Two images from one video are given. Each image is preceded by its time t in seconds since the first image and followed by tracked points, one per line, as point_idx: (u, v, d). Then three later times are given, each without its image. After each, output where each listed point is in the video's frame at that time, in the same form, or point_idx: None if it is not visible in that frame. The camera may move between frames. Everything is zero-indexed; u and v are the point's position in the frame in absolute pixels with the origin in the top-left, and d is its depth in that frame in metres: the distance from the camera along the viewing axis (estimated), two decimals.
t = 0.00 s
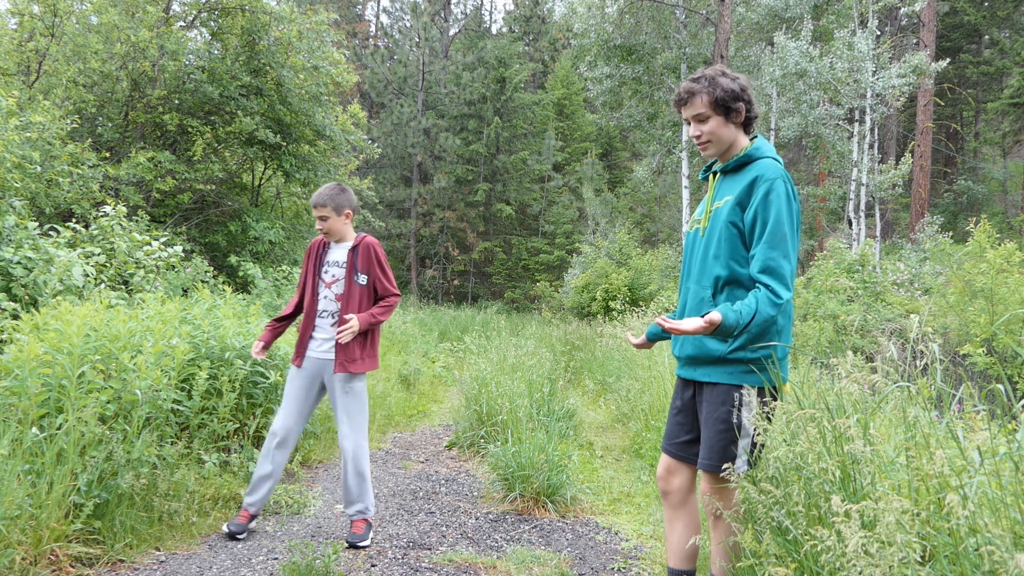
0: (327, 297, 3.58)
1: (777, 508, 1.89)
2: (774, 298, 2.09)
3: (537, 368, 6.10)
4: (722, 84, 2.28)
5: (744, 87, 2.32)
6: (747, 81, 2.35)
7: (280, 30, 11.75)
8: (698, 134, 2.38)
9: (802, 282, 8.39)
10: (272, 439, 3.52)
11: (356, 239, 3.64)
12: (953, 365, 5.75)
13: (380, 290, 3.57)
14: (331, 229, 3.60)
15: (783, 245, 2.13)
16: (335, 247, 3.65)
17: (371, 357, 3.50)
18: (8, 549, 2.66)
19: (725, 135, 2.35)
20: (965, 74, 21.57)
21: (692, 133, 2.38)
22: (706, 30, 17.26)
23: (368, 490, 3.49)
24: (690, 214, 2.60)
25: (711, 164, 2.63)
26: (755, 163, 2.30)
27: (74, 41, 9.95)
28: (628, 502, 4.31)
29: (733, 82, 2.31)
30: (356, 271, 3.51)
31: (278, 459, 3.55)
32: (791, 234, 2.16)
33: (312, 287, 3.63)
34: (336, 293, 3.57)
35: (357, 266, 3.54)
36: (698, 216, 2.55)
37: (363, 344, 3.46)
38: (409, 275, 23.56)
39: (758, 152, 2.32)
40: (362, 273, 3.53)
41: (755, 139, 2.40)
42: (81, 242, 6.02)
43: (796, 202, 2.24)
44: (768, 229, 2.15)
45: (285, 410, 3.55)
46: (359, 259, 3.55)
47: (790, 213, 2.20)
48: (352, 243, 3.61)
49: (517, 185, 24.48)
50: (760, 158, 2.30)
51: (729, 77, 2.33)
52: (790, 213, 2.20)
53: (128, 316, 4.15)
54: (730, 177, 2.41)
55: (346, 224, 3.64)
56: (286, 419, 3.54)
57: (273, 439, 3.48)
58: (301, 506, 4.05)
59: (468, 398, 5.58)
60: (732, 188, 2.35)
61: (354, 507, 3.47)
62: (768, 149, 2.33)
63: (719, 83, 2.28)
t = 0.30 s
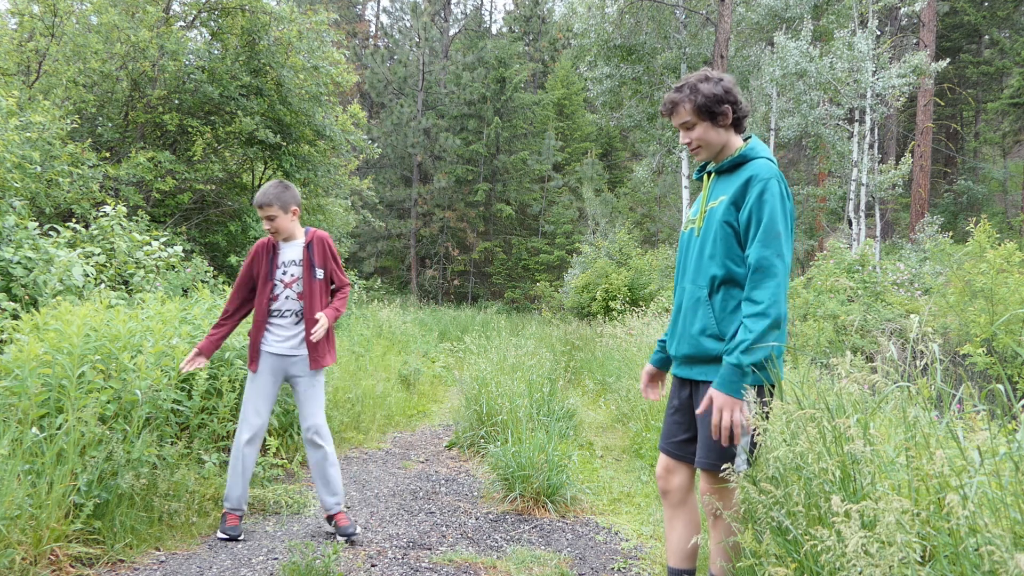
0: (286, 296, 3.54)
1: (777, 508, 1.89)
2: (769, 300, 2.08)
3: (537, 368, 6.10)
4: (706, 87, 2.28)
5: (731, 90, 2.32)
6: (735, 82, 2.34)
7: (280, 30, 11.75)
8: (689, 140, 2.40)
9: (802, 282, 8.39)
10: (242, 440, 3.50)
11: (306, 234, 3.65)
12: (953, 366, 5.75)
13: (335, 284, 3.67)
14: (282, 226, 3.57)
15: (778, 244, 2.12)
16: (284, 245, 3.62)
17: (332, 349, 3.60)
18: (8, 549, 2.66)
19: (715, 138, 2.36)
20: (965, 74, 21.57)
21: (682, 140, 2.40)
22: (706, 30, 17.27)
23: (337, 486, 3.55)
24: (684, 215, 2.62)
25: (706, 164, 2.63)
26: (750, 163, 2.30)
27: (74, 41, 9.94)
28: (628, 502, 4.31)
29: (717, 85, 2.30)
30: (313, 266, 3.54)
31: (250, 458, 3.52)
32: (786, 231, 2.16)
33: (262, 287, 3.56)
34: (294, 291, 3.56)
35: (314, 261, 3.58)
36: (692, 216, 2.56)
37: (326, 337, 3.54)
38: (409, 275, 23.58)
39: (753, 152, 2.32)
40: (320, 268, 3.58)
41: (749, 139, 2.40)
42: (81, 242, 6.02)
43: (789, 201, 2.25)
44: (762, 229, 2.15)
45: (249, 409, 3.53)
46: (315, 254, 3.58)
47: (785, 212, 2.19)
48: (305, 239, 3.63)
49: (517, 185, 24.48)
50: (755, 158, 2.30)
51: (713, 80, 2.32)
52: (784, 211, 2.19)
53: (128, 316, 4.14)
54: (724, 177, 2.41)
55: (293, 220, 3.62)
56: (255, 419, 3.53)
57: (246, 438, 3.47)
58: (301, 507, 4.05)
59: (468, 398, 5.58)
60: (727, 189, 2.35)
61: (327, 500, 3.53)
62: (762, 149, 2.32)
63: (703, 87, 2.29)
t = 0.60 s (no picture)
0: (275, 288, 3.62)
1: (778, 508, 1.89)
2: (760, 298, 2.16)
3: (537, 368, 6.09)
4: (683, 92, 2.31)
5: (710, 92, 2.33)
6: (712, 84, 2.36)
7: (280, 30, 11.75)
8: (671, 144, 2.43)
9: (803, 282, 8.39)
10: (236, 437, 3.51)
11: (292, 229, 3.75)
12: (953, 366, 5.75)
13: (318, 278, 3.82)
14: (273, 220, 3.64)
15: (766, 243, 2.17)
16: (269, 239, 3.68)
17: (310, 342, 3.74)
18: (8, 549, 2.66)
19: (695, 142, 2.39)
20: (965, 74, 21.58)
21: (664, 145, 2.44)
22: (706, 31, 17.28)
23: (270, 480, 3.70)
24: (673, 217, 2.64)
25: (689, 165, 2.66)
26: (732, 164, 2.34)
27: (74, 41, 9.94)
28: (628, 502, 4.31)
29: (693, 90, 2.32)
30: (302, 259, 3.66)
31: (248, 456, 3.53)
32: (772, 232, 2.20)
33: (248, 279, 3.59)
34: (284, 285, 3.64)
35: (302, 255, 3.70)
36: (680, 217, 2.59)
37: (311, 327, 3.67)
38: (409, 275, 23.59)
39: (735, 153, 2.36)
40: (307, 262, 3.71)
41: (733, 140, 2.43)
42: (81, 242, 6.02)
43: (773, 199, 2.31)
44: (750, 227, 2.19)
45: (240, 406, 3.54)
46: (303, 248, 3.72)
47: (770, 211, 2.24)
48: (292, 233, 3.73)
49: (517, 185, 24.48)
50: (737, 159, 2.35)
51: (690, 84, 2.34)
52: (770, 211, 2.24)
53: (128, 316, 4.13)
54: (709, 179, 2.44)
55: (281, 215, 3.70)
56: (247, 417, 3.54)
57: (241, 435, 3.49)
58: (301, 506, 4.05)
59: (468, 398, 5.58)
60: (711, 190, 2.38)
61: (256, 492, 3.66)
62: (744, 150, 2.36)
63: (680, 93, 2.31)
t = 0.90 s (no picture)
0: (277, 287, 3.62)
1: (777, 508, 1.89)
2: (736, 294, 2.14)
3: (537, 368, 6.09)
4: (671, 94, 2.35)
5: (697, 94, 2.35)
6: (703, 87, 2.38)
7: (280, 30, 11.75)
8: (657, 144, 2.47)
9: (803, 282, 8.39)
10: (237, 436, 3.50)
11: (291, 229, 3.77)
12: (953, 366, 5.75)
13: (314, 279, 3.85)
14: (273, 218, 3.64)
15: (742, 241, 2.17)
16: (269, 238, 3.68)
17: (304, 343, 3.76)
18: (8, 549, 2.66)
19: (680, 143, 2.42)
20: (965, 74, 21.59)
21: (651, 144, 2.48)
22: (706, 30, 17.28)
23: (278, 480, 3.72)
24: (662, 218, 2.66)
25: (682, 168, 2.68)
26: (714, 163, 2.35)
27: (74, 41, 9.94)
28: (629, 502, 4.31)
29: (682, 92, 2.35)
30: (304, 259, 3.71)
31: (249, 456, 3.53)
32: (748, 230, 2.20)
33: (253, 277, 3.57)
34: (286, 284, 3.66)
35: (301, 255, 3.73)
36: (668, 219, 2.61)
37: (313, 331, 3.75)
38: (409, 275, 23.59)
39: (717, 153, 2.35)
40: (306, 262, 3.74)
41: (717, 141, 2.42)
42: (81, 242, 6.01)
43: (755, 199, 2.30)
44: (724, 225, 2.20)
45: (240, 407, 3.51)
46: (302, 249, 3.75)
47: (747, 210, 2.23)
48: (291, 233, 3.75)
49: (517, 185, 24.48)
50: (719, 159, 2.34)
51: (679, 86, 2.36)
52: (748, 209, 2.23)
53: (128, 316, 4.13)
54: (694, 180, 2.46)
55: (282, 214, 3.71)
56: (246, 417, 3.53)
57: (242, 435, 3.48)
58: (301, 506, 4.05)
59: (468, 398, 5.58)
60: (694, 190, 2.40)
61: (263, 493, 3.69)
62: (726, 149, 2.35)
63: (668, 93, 2.35)
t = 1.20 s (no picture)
0: (278, 286, 3.63)
1: (777, 508, 1.89)
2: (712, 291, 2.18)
3: (537, 368, 6.09)
4: (662, 95, 2.37)
5: (687, 96, 2.38)
6: (693, 91, 2.41)
7: (280, 30, 11.75)
8: (646, 144, 2.49)
9: (803, 282, 8.39)
10: (237, 436, 3.50)
11: (292, 230, 3.79)
12: (953, 366, 5.75)
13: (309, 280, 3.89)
14: (277, 217, 3.65)
15: (713, 240, 2.19)
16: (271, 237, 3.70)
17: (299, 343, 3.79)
18: (8, 548, 2.66)
19: (669, 145, 2.43)
20: (965, 74, 21.60)
21: (641, 144, 2.51)
22: (706, 31, 17.29)
23: (274, 479, 3.73)
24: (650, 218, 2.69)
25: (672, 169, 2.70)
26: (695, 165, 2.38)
27: (74, 41, 9.94)
28: (628, 502, 4.31)
29: (672, 94, 2.37)
30: (305, 260, 3.76)
31: (249, 455, 3.53)
32: (721, 229, 2.21)
33: (253, 275, 3.56)
34: (288, 283, 3.69)
35: (303, 257, 3.78)
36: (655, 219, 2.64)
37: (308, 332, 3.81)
38: (409, 275, 23.59)
39: (699, 155, 2.38)
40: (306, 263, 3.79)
41: (704, 144, 2.45)
42: (81, 242, 6.01)
43: (734, 199, 2.32)
44: (697, 224, 2.22)
45: (240, 406, 3.51)
46: (302, 250, 3.78)
47: (723, 209, 2.24)
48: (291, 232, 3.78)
49: (517, 185, 24.48)
50: (700, 160, 2.37)
51: (670, 88, 2.39)
52: (724, 209, 2.25)
53: (128, 315, 4.13)
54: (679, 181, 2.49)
55: (286, 214, 3.73)
56: (246, 416, 3.53)
57: (242, 433, 3.48)
58: (301, 506, 4.05)
59: (468, 398, 5.58)
60: (676, 191, 2.43)
61: (260, 493, 3.69)
62: (708, 151, 2.38)
63: (660, 95, 2.37)
